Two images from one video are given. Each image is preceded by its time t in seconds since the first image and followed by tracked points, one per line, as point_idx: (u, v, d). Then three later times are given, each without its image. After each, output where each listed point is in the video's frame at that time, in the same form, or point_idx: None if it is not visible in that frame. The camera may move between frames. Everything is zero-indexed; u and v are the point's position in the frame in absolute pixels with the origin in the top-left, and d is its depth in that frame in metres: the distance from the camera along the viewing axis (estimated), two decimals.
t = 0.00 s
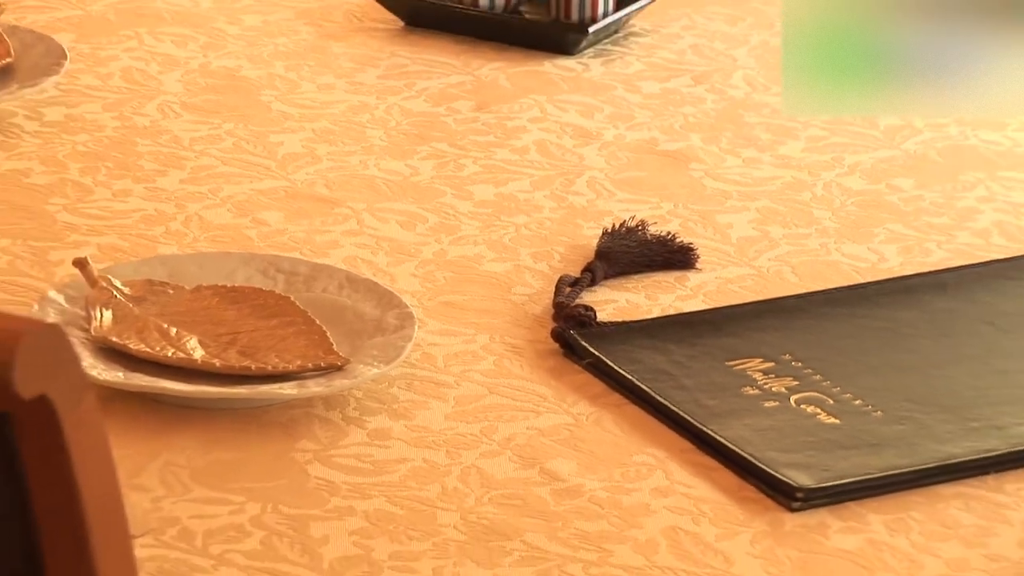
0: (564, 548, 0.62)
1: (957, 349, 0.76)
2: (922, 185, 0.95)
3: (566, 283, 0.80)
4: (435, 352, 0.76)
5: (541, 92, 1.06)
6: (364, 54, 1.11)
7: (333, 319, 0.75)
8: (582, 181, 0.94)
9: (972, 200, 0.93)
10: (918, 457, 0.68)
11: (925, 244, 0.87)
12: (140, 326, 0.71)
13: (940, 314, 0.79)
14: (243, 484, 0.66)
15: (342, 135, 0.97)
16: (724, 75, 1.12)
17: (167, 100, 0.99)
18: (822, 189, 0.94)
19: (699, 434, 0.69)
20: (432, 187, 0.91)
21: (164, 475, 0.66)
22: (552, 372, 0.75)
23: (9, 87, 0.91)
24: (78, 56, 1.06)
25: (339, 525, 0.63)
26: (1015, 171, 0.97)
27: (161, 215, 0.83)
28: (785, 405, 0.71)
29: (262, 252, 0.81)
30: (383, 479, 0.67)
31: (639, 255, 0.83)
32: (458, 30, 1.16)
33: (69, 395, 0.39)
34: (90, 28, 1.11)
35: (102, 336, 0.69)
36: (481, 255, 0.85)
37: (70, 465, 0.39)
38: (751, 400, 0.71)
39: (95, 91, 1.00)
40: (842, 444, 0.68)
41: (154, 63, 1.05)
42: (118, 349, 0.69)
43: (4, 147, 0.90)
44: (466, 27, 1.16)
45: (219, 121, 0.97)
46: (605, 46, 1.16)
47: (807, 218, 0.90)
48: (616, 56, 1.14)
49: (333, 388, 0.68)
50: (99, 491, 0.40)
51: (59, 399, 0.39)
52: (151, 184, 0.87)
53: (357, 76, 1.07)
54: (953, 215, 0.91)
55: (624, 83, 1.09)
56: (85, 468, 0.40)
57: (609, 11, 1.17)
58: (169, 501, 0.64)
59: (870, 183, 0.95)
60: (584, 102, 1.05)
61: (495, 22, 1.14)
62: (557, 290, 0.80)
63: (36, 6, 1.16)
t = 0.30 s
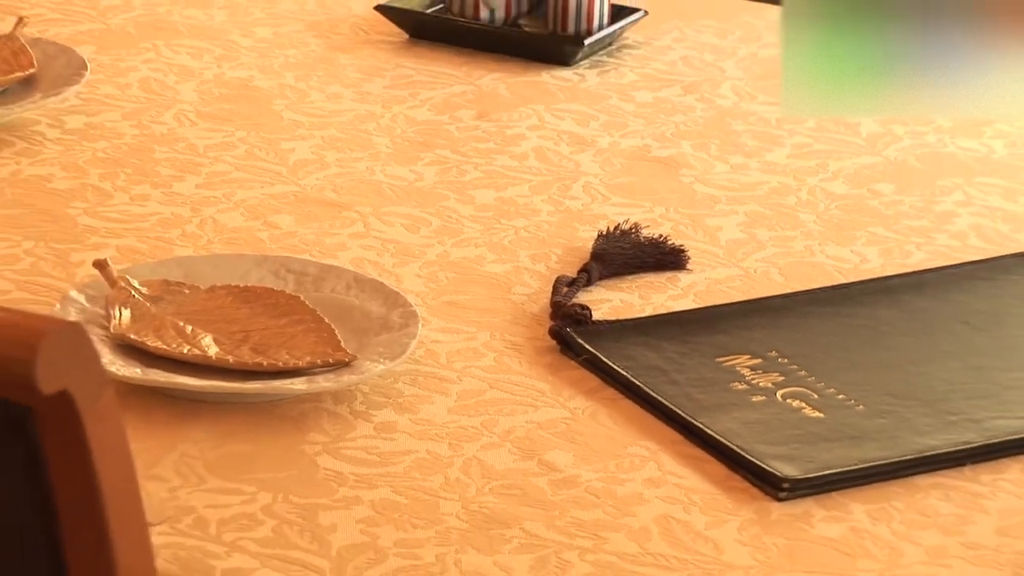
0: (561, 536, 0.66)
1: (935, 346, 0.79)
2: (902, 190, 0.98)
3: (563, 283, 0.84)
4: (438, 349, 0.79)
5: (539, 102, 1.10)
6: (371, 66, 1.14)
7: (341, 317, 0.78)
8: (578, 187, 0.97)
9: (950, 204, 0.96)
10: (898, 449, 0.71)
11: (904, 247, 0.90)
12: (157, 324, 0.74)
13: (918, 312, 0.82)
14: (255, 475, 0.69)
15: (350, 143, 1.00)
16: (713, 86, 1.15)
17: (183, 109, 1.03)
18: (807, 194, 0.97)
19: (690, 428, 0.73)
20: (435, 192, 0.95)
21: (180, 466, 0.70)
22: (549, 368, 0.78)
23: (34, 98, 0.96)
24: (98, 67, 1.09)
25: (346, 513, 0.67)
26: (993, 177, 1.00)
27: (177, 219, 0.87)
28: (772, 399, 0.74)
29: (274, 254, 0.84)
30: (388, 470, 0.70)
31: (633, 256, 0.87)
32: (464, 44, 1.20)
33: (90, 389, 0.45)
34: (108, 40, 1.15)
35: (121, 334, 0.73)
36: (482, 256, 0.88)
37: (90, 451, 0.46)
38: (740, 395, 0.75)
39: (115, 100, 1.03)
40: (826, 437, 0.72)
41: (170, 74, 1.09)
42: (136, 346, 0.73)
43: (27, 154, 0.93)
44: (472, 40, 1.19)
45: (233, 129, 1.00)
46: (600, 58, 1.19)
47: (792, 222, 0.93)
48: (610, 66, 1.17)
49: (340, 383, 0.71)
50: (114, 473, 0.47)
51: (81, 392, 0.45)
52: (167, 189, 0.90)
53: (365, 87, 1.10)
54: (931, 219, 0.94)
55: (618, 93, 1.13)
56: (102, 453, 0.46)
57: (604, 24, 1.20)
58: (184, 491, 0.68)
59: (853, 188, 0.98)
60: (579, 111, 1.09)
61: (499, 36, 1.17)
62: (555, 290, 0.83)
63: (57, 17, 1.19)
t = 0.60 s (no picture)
0: (559, 524, 0.69)
1: (915, 344, 0.83)
2: (883, 195, 1.02)
3: (561, 284, 0.87)
4: (441, 346, 0.83)
5: (538, 111, 1.13)
6: (378, 76, 1.18)
7: (349, 316, 0.82)
8: (575, 192, 1.01)
9: (929, 208, 1.00)
10: (879, 442, 0.75)
11: (885, 249, 0.94)
12: (174, 323, 0.78)
13: (898, 311, 0.86)
14: (267, 466, 0.73)
15: (358, 150, 1.04)
16: (704, 95, 1.19)
17: (199, 118, 1.07)
18: (793, 199, 1.01)
19: (681, 421, 0.76)
20: (438, 197, 0.98)
21: (195, 458, 0.73)
22: (547, 364, 0.82)
23: (56, 107, 1.01)
24: (118, 78, 1.13)
25: (354, 503, 0.70)
26: (970, 182, 1.04)
27: (192, 222, 0.90)
28: (759, 394, 0.78)
29: (285, 255, 0.88)
30: (394, 461, 0.74)
31: (627, 258, 0.90)
32: (468, 57, 1.23)
33: (110, 386, 0.50)
34: (128, 52, 1.18)
35: (139, 331, 0.76)
36: (483, 258, 0.92)
37: (110, 443, 0.50)
38: (729, 389, 0.79)
39: (133, 110, 1.07)
40: (810, 430, 0.75)
41: (186, 85, 1.13)
42: (153, 344, 0.76)
43: (49, 160, 0.97)
44: (476, 52, 1.22)
45: (246, 137, 1.04)
46: (596, 68, 1.23)
47: (777, 225, 0.97)
48: (605, 77, 1.21)
49: (348, 378, 0.75)
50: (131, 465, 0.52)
51: (102, 390, 0.50)
52: (182, 194, 0.94)
53: (371, 96, 1.14)
54: (911, 222, 0.97)
55: (613, 102, 1.16)
56: (120, 445, 0.51)
57: (599, 37, 1.23)
58: (199, 482, 0.72)
59: (836, 193, 1.02)
60: (576, 120, 1.12)
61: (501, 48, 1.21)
62: (552, 290, 0.87)
63: (78, 30, 1.23)
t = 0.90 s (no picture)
0: (556, 513, 0.73)
1: (897, 341, 0.87)
2: (865, 200, 1.05)
3: (558, 284, 0.91)
4: (444, 343, 0.87)
5: (536, 119, 1.17)
6: (383, 86, 1.22)
7: (356, 314, 0.86)
8: (572, 196, 1.04)
9: (909, 212, 1.03)
10: (861, 435, 0.78)
11: (868, 250, 0.98)
12: (189, 321, 0.82)
13: (880, 311, 0.90)
14: (278, 458, 0.77)
15: (364, 156, 1.08)
16: (694, 105, 1.22)
17: (213, 126, 1.10)
18: (779, 204, 1.04)
19: (673, 416, 0.80)
20: (441, 202, 1.02)
21: (209, 450, 0.77)
22: (545, 360, 0.85)
23: (77, 115, 1.04)
24: (136, 88, 1.17)
25: (361, 493, 0.74)
26: (949, 187, 1.08)
27: (207, 225, 0.94)
28: (747, 390, 0.82)
29: (295, 257, 0.92)
30: (399, 453, 0.77)
31: (622, 260, 0.94)
32: (471, 68, 1.27)
33: (127, 383, 0.53)
34: (145, 63, 1.22)
35: (156, 330, 0.80)
36: (484, 260, 0.95)
37: (127, 435, 0.54)
38: (718, 385, 0.82)
39: (151, 118, 1.11)
40: (796, 424, 0.79)
41: (201, 94, 1.16)
42: (169, 341, 0.80)
43: (71, 166, 1.00)
44: (477, 64, 1.26)
45: (258, 144, 1.08)
46: (592, 79, 1.27)
47: (765, 228, 1.01)
48: (600, 87, 1.25)
49: (355, 373, 0.79)
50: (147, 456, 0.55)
51: (120, 386, 0.53)
52: (197, 199, 0.98)
53: (377, 105, 1.18)
54: (892, 226, 1.01)
55: (607, 111, 1.20)
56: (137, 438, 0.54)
57: (595, 49, 1.27)
58: (213, 473, 0.75)
59: (820, 198, 1.05)
60: (573, 128, 1.16)
61: (502, 61, 1.24)
62: (550, 290, 0.91)
63: (98, 42, 1.26)
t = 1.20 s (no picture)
0: (553, 503, 0.77)
1: (879, 339, 0.90)
2: (848, 204, 1.09)
3: (555, 284, 0.95)
4: (447, 341, 0.91)
5: (535, 127, 1.21)
6: (389, 96, 1.26)
7: (363, 314, 0.90)
8: (568, 200, 1.08)
9: (890, 216, 1.07)
10: (844, 428, 0.82)
11: (851, 252, 1.02)
12: (204, 320, 0.86)
13: (863, 310, 0.94)
14: (289, 450, 0.81)
15: (371, 163, 1.12)
16: (684, 113, 1.26)
17: (227, 133, 1.14)
18: (765, 208, 1.08)
19: (665, 410, 0.84)
20: (444, 206, 1.06)
21: (222, 443, 0.81)
22: (543, 357, 0.89)
23: (97, 123, 1.08)
24: (152, 98, 1.21)
25: (367, 483, 0.78)
26: (928, 192, 1.11)
27: (221, 228, 0.98)
28: (736, 385, 0.86)
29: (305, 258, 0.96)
30: (403, 446, 0.81)
31: (616, 261, 0.98)
32: (473, 78, 1.31)
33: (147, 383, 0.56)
34: (161, 74, 1.26)
35: (172, 328, 0.84)
36: (484, 261, 0.99)
37: (144, 427, 0.57)
38: (708, 381, 0.86)
39: (167, 126, 1.15)
40: (782, 417, 0.83)
41: (215, 104, 1.20)
42: (185, 339, 0.84)
43: (91, 172, 1.04)
44: (479, 74, 1.30)
45: (269, 151, 1.12)
46: (587, 89, 1.31)
47: (752, 230, 1.05)
48: (596, 97, 1.29)
49: (361, 369, 0.83)
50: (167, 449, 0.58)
51: (139, 384, 0.56)
52: (211, 203, 1.02)
53: (383, 114, 1.22)
54: (873, 228, 1.05)
55: (602, 119, 1.24)
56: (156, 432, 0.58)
57: (590, 61, 1.31)
58: (226, 464, 0.79)
59: (805, 202, 1.09)
60: (572, 136, 1.20)
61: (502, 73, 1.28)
62: (547, 290, 0.95)
63: (116, 54, 1.30)
